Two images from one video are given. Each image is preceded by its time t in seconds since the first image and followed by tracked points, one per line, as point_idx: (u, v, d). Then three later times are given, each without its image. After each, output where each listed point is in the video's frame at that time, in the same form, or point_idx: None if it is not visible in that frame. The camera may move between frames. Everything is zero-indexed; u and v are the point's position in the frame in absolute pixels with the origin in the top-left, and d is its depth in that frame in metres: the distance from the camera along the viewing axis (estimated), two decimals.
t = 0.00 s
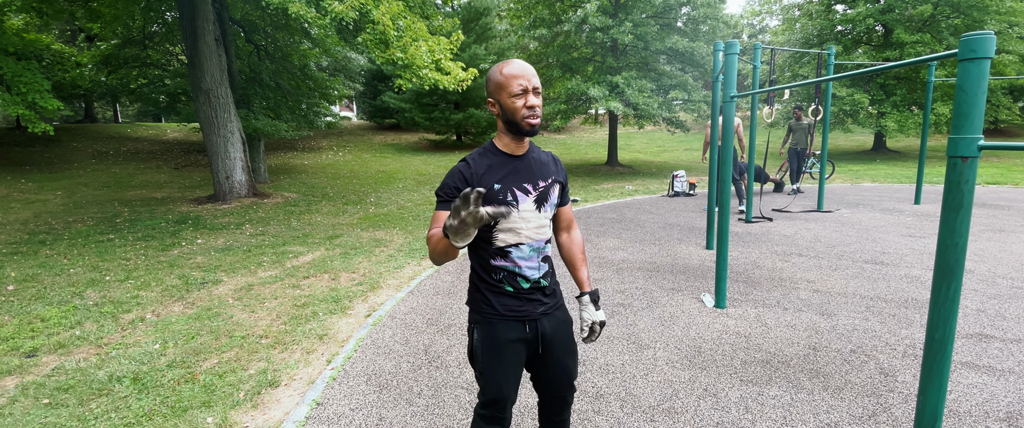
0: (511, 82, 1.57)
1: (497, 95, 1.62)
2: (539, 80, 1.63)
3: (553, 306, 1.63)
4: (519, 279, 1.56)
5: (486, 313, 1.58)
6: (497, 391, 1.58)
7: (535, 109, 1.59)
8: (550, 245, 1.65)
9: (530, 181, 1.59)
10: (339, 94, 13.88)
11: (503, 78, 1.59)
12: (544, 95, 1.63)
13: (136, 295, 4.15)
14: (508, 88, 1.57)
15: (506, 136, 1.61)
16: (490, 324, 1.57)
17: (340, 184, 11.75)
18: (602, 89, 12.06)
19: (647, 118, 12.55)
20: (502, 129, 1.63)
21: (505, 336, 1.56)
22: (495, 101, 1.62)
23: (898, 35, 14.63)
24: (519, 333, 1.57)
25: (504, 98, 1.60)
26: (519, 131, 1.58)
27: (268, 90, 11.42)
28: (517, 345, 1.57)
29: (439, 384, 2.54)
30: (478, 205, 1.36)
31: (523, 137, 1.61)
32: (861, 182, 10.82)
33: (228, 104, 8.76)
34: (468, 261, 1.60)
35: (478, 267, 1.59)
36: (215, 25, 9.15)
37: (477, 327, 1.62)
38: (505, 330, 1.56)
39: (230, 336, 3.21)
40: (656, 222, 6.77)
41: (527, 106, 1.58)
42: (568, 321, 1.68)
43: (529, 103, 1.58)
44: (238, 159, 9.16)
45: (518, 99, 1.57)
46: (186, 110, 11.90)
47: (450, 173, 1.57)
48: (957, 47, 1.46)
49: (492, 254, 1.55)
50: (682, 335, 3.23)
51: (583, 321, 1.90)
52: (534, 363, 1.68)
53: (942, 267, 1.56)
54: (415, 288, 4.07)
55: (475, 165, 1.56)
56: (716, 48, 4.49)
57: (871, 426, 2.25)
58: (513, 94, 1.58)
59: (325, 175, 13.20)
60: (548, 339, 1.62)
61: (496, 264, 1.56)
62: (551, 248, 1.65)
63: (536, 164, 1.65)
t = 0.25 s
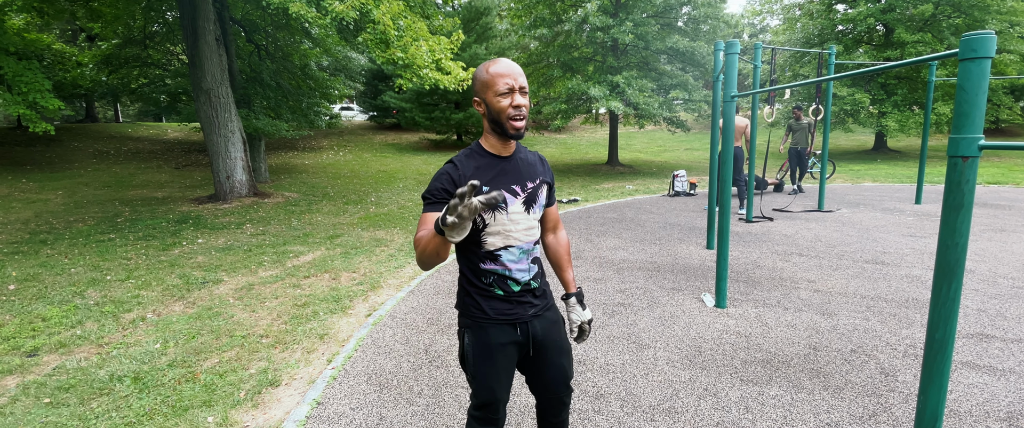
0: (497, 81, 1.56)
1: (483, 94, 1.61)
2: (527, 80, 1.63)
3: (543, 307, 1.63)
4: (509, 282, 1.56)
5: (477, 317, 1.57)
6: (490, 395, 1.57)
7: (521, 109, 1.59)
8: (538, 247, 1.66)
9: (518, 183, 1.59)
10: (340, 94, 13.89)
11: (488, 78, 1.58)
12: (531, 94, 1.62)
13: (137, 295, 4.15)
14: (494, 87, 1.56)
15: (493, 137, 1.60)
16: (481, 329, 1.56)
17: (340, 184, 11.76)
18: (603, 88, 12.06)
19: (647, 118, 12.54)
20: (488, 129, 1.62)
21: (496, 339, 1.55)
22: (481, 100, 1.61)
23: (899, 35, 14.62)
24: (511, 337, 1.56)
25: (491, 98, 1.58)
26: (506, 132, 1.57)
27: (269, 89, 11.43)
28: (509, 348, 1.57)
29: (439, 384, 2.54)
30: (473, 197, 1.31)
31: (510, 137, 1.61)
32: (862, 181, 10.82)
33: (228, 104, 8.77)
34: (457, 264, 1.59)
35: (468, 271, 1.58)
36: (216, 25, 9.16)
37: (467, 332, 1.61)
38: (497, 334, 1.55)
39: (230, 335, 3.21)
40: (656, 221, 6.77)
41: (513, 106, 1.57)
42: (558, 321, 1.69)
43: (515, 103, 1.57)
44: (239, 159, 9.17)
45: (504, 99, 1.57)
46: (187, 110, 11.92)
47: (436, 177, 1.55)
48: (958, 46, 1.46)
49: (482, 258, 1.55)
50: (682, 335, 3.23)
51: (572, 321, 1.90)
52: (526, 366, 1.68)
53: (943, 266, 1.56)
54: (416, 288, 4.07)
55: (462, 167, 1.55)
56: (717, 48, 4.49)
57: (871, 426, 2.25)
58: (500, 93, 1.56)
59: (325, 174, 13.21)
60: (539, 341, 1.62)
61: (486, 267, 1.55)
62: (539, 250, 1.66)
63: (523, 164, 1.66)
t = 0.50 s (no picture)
0: (489, 80, 1.57)
1: (474, 93, 1.60)
2: (517, 80, 1.63)
3: (538, 305, 1.64)
4: (505, 283, 1.56)
5: (474, 319, 1.56)
6: (490, 396, 1.58)
7: (512, 108, 1.59)
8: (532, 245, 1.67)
9: (510, 183, 1.59)
10: (340, 94, 13.90)
11: (480, 76, 1.58)
12: (522, 94, 1.63)
13: (137, 294, 4.15)
14: (486, 86, 1.56)
15: (483, 137, 1.60)
16: (479, 330, 1.55)
17: (341, 184, 11.76)
18: (603, 88, 12.07)
19: (648, 118, 12.54)
20: (478, 130, 1.62)
21: (495, 340, 1.55)
22: (472, 98, 1.61)
23: (899, 35, 14.61)
24: (509, 337, 1.57)
25: (483, 98, 1.58)
26: (497, 131, 1.57)
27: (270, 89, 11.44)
28: (507, 348, 1.57)
29: (439, 384, 2.54)
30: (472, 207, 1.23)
31: (500, 137, 1.61)
32: (862, 182, 10.82)
33: (229, 104, 8.78)
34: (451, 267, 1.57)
35: (463, 274, 1.56)
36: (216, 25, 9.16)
37: (464, 334, 1.60)
38: (495, 335, 1.55)
39: (230, 334, 3.22)
40: (656, 222, 6.77)
41: (504, 106, 1.57)
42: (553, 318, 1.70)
43: (506, 102, 1.57)
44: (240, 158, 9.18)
45: (495, 97, 1.56)
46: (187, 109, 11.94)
47: (428, 179, 1.52)
48: (958, 46, 1.46)
49: (478, 260, 1.53)
50: (681, 335, 3.23)
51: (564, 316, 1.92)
52: (522, 364, 1.68)
53: (942, 266, 1.56)
54: (416, 288, 4.07)
55: (455, 169, 1.53)
56: (717, 48, 4.49)
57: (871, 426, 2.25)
58: (490, 92, 1.56)
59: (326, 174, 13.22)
60: (536, 339, 1.63)
61: (482, 269, 1.54)
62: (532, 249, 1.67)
63: (512, 164, 1.66)
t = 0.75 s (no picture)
0: (485, 77, 1.57)
1: (471, 91, 1.60)
2: (512, 76, 1.64)
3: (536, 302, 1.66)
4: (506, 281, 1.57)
5: (477, 318, 1.55)
6: (493, 394, 1.57)
7: (508, 105, 1.59)
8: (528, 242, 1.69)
9: (508, 183, 1.61)
10: (341, 94, 13.91)
11: (476, 74, 1.58)
12: (518, 91, 1.64)
13: (138, 293, 4.16)
14: (482, 83, 1.56)
15: (481, 136, 1.60)
16: (482, 329, 1.54)
17: (341, 183, 11.76)
18: (603, 88, 12.07)
19: (648, 117, 12.54)
20: (475, 129, 1.62)
21: (498, 338, 1.55)
22: (469, 96, 1.61)
23: (900, 35, 14.60)
24: (512, 334, 1.57)
25: (479, 95, 1.58)
26: (494, 130, 1.58)
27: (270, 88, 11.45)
28: (509, 346, 1.57)
29: (439, 383, 2.55)
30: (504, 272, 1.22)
31: (496, 136, 1.62)
32: (862, 181, 10.82)
33: (229, 103, 8.78)
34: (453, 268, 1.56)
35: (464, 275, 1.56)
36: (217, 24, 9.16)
37: (465, 333, 1.58)
38: (498, 333, 1.55)
39: (231, 333, 3.22)
40: (656, 221, 6.77)
41: (500, 102, 1.57)
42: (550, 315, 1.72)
43: (502, 99, 1.57)
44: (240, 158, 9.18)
45: (491, 94, 1.56)
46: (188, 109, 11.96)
47: (429, 179, 1.49)
48: (958, 46, 1.46)
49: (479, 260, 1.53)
50: (682, 334, 3.24)
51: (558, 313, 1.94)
52: (521, 362, 1.68)
53: (942, 265, 1.56)
54: (416, 287, 4.07)
55: (455, 169, 1.52)
56: (717, 48, 4.47)
57: (871, 425, 2.25)
58: (486, 89, 1.56)
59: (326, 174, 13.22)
60: (536, 336, 1.64)
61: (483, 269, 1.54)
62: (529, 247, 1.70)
63: (507, 163, 1.68)
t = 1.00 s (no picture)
0: (484, 75, 1.56)
1: (473, 93, 1.60)
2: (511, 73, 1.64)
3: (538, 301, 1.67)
4: (511, 280, 1.58)
5: (481, 318, 1.54)
6: (495, 393, 1.57)
7: (511, 101, 1.59)
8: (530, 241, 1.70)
9: (515, 182, 1.62)
10: (341, 94, 13.92)
11: (476, 74, 1.58)
12: (519, 86, 1.63)
13: (138, 293, 4.16)
14: (482, 82, 1.56)
15: (487, 136, 1.60)
16: (486, 328, 1.54)
17: (341, 183, 11.76)
18: (603, 88, 12.07)
19: (648, 118, 12.55)
20: (482, 129, 1.61)
21: (502, 337, 1.55)
22: (472, 98, 1.61)
23: (900, 35, 14.61)
24: (514, 333, 1.57)
25: (480, 95, 1.58)
26: (497, 127, 1.58)
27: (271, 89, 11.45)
28: (512, 344, 1.58)
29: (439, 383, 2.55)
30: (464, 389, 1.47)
31: (501, 134, 1.61)
32: (862, 181, 10.82)
33: (230, 103, 8.78)
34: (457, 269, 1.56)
35: (469, 275, 1.56)
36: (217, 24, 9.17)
37: (468, 333, 1.57)
38: (501, 332, 1.55)
39: (232, 333, 3.23)
40: (656, 221, 6.77)
41: (502, 99, 1.57)
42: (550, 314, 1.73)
43: (504, 95, 1.57)
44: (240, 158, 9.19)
45: (491, 92, 1.56)
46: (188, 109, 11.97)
47: (437, 180, 1.45)
48: (958, 46, 1.46)
49: (485, 260, 1.55)
50: (682, 334, 3.24)
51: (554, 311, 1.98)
52: (522, 361, 1.68)
53: (941, 266, 1.57)
54: (416, 287, 4.07)
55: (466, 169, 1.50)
56: (717, 48, 4.47)
57: (870, 425, 2.26)
58: (487, 87, 1.56)
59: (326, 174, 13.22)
60: (537, 334, 1.65)
61: (488, 268, 1.55)
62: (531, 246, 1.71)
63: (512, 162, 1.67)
